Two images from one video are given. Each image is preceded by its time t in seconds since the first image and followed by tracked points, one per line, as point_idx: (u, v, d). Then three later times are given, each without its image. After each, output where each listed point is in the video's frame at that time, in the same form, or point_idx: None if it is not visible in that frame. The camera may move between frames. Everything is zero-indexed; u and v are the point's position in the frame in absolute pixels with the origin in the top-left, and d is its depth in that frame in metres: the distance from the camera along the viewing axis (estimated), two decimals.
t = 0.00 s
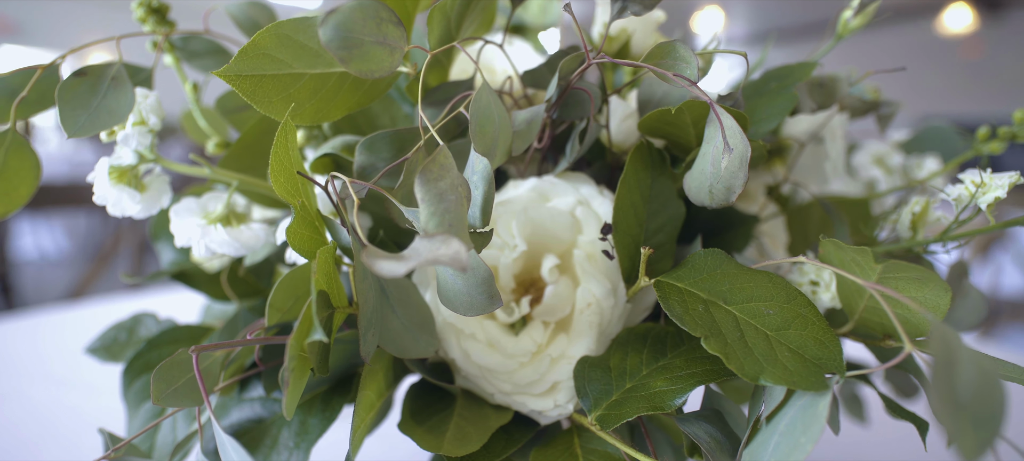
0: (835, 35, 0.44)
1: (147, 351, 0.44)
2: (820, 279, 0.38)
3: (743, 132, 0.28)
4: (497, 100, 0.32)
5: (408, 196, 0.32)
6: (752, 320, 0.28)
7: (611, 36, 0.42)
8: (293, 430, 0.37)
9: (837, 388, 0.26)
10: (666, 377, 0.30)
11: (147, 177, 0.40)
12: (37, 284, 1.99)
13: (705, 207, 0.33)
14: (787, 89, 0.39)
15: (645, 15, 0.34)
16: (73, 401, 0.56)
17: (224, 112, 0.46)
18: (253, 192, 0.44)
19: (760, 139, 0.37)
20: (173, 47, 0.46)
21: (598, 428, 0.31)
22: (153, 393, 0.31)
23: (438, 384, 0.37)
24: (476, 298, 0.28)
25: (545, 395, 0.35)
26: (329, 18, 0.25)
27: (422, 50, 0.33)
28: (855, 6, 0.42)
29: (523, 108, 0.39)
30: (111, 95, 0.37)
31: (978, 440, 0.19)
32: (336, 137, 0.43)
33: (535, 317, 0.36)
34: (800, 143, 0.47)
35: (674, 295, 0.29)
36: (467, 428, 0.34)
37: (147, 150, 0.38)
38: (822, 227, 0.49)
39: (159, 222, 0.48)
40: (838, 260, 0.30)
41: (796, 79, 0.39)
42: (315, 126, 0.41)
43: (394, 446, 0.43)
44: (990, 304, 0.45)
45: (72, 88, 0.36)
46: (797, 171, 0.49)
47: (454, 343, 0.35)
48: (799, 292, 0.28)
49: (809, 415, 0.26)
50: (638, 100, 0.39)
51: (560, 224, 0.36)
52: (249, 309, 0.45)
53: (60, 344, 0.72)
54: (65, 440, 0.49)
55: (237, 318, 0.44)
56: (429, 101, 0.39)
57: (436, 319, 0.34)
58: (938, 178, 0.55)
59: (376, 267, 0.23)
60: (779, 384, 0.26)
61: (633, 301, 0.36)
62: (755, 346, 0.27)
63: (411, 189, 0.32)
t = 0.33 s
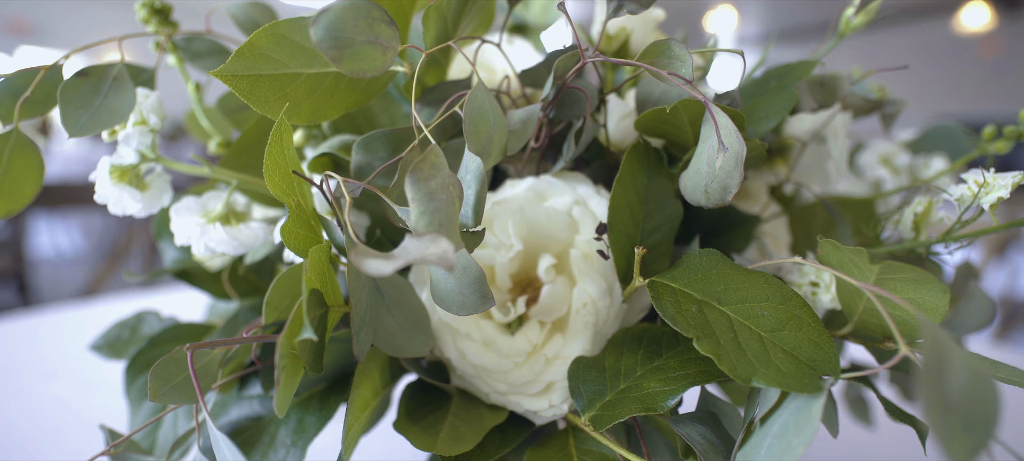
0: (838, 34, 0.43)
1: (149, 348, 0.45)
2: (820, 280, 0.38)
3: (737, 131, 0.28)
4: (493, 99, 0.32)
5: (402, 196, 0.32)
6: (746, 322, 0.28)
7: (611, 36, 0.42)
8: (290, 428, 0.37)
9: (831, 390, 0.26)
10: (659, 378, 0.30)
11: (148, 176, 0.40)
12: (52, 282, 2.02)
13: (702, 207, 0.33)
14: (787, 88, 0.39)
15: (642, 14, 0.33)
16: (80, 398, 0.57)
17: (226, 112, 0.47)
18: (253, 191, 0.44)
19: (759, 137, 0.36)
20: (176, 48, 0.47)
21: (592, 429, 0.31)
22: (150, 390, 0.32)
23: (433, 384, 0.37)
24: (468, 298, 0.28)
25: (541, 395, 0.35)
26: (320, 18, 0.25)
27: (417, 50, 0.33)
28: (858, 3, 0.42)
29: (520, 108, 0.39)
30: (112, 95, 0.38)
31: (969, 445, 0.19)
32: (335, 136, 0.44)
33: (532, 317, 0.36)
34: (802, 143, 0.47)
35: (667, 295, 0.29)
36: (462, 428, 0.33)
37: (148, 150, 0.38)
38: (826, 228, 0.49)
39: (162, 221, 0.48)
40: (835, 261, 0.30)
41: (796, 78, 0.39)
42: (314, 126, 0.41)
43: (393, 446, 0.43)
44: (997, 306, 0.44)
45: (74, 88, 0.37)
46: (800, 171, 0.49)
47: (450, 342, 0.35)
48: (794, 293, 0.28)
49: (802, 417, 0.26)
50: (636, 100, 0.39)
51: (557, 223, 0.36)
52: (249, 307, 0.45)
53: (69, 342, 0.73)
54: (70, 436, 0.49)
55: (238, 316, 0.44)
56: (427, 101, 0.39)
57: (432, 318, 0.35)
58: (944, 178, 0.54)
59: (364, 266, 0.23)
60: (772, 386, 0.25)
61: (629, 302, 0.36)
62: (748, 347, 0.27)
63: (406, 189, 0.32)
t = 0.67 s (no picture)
0: (839, 31, 0.43)
1: (152, 345, 0.45)
2: (819, 281, 0.37)
3: (733, 128, 0.27)
4: (488, 98, 0.32)
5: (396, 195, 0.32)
6: (739, 322, 0.27)
7: (610, 35, 0.42)
8: (288, 426, 0.37)
9: (824, 392, 0.25)
10: (653, 378, 0.30)
11: (149, 174, 0.40)
12: (67, 280, 2.06)
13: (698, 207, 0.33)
14: (786, 86, 0.38)
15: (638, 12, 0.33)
16: (89, 394, 0.58)
17: (227, 112, 0.47)
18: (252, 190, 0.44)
19: (757, 136, 0.36)
20: (179, 48, 0.47)
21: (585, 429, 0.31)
22: (148, 387, 0.32)
23: (429, 382, 0.37)
24: (461, 297, 0.28)
25: (535, 395, 0.35)
26: (311, 17, 0.25)
27: (413, 49, 0.33)
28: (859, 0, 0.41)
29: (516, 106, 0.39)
30: (113, 96, 0.38)
31: (958, 448, 0.18)
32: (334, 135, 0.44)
33: (527, 316, 0.36)
34: (803, 143, 0.47)
35: (660, 295, 0.28)
36: (456, 427, 0.33)
37: (149, 149, 0.39)
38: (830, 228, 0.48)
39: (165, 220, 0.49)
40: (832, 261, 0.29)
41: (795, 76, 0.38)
42: (313, 125, 0.41)
43: (391, 444, 0.43)
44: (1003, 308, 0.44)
45: (76, 88, 0.37)
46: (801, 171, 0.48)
47: (445, 341, 0.35)
48: (789, 294, 0.28)
49: (795, 419, 0.25)
50: (633, 99, 0.39)
51: (553, 223, 0.35)
52: (250, 305, 0.46)
53: (78, 339, 0.74)
54: (77, 432, 0.50)
55: (239, 314, 0.45)
56: (424, 100, 0.40)
57: (427, 317, 0.35)
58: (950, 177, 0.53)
59: (353, 264, 0.23)
60: (763, 387, 0.25)
61: (625, 302, 0.36)
62: (741, 348, 0.26)
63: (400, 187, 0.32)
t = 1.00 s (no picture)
0: (840, 30, 0.42)
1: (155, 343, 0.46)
2: (818, 281, 0.37)
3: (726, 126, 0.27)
4: (482, 97, 0.32)
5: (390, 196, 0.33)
6: (732, 323, 0.27)
7: (608, 34, 0.42)
8: (285, 424, 0.38)
9: (817, 393, 0.25)
10: (645, 379, 0.30)
11: (150, 173, 0.41)
12: (81, 277, 2.10)
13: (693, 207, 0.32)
14: (785, 85, 0.38)
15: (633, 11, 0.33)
16: (96, 389, 0.59)
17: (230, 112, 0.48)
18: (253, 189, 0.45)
19: (755, 136, 0.35)
20: (182, 49, 0.48)
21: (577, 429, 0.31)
22: (145, 384, 0.32)
23: (426, 381, 0.37)
24: (452, 296, 0.28)
25: (529, 395, 0.35)
26: (303, 18, 0.25)
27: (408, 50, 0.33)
28: None
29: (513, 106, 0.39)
30: (115, 96, 0.39)
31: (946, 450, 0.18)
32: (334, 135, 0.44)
33: (524, 316, 0.36)
34: (805, 142, 0.46)
35: (652, 295, 0.28)
36: (450, 426, 0.33)
37: (150, 149, 0.39)
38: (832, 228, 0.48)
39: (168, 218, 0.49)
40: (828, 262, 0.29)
41: (793, 76, 0.38)
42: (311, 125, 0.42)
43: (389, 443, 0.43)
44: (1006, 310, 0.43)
45: (78, 89, 0.38)
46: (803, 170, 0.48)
47: (441, 341, 0.35)
48: (783, 295, 0.28)
49: (785, 421, 0.25)
50: (631, 98, 0.39)
51: (549, 223, 0.35)
52: (251, 303, 0.46)
53: (89, 336, 0.75)
54: (84, 427, 0.51)
55: (240, 312, 0.45)
56: (422, 100, 0.40)
57: (423, 317, 0.35)
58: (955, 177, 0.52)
59: (341, 263, 0.23)
60: (754, 388, 0.25)
61: (620, 303, 0.36)
62: (733, 349, 0.26)
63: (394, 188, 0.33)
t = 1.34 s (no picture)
0: (842, 28, 0.42)
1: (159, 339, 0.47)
2: (817, 282, 0.37)
3: (720, 126, 0.27)
4: (478, 96, 0.32)
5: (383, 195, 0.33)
6: (724, 323, 0.27)
7: (606, 33, 0.42)
8: (283, 421, 0.38)
9: (809, 395, 0.25)
10: (637, 379, 0.30)
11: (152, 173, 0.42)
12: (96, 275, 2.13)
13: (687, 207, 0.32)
14: (784, 83, 0.37)
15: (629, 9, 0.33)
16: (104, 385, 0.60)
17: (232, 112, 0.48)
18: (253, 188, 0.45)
19: (752, 135, 0.35)
20: (186, 49, 0.48)
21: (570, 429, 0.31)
22: (144, 381, 0.33)
23: (422, 380, 0.37)
24: (444, 295, 0.28)
25: (524, 394, 0.35)
26: (295, 18, 0.25)
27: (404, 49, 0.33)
28: None
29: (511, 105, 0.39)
30: (117, 96, 0.39)
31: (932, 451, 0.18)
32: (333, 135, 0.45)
33: (520, 315, 0.36)
34: (806, 142, 0.46)
35: (645, 295, 0.28)
36: (445, 424, 0.34)
37: (151, 149, 0.40)
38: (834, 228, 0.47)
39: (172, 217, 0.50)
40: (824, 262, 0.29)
41: (792, 74, 0.38)
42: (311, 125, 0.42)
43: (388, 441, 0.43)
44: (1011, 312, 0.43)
45: (81, 89, 0.38)
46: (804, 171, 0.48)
47: (437, 340, 0.35)
48: (777, 295, 0.27)
49: (777, 422, 0.25)
50: (629, 97, 0.39)
51: (546, 222, 0.35)
52: (252, 301, 0.47)
53: (100, 332, 0.77)
54: (92, 422, 0.52)
55: (241, 310, 0.45)
56: (419, 100, 0.40)
57: (418, 315, 0.35)
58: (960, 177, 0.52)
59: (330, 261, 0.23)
60: (746, 389, 0.25)
61: (616, 303, 0.36)
62: (725, 350, 0.26)
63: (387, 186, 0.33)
